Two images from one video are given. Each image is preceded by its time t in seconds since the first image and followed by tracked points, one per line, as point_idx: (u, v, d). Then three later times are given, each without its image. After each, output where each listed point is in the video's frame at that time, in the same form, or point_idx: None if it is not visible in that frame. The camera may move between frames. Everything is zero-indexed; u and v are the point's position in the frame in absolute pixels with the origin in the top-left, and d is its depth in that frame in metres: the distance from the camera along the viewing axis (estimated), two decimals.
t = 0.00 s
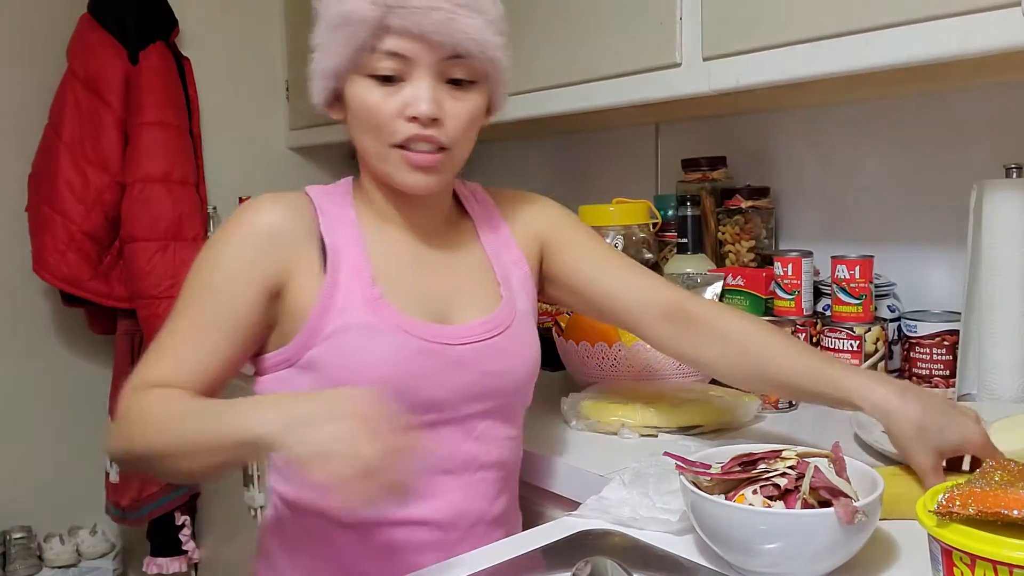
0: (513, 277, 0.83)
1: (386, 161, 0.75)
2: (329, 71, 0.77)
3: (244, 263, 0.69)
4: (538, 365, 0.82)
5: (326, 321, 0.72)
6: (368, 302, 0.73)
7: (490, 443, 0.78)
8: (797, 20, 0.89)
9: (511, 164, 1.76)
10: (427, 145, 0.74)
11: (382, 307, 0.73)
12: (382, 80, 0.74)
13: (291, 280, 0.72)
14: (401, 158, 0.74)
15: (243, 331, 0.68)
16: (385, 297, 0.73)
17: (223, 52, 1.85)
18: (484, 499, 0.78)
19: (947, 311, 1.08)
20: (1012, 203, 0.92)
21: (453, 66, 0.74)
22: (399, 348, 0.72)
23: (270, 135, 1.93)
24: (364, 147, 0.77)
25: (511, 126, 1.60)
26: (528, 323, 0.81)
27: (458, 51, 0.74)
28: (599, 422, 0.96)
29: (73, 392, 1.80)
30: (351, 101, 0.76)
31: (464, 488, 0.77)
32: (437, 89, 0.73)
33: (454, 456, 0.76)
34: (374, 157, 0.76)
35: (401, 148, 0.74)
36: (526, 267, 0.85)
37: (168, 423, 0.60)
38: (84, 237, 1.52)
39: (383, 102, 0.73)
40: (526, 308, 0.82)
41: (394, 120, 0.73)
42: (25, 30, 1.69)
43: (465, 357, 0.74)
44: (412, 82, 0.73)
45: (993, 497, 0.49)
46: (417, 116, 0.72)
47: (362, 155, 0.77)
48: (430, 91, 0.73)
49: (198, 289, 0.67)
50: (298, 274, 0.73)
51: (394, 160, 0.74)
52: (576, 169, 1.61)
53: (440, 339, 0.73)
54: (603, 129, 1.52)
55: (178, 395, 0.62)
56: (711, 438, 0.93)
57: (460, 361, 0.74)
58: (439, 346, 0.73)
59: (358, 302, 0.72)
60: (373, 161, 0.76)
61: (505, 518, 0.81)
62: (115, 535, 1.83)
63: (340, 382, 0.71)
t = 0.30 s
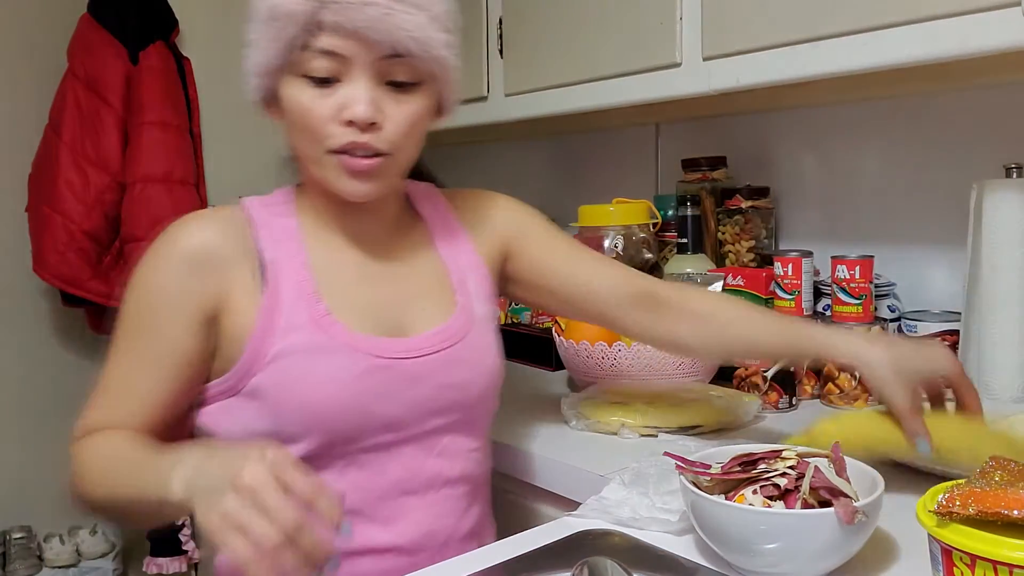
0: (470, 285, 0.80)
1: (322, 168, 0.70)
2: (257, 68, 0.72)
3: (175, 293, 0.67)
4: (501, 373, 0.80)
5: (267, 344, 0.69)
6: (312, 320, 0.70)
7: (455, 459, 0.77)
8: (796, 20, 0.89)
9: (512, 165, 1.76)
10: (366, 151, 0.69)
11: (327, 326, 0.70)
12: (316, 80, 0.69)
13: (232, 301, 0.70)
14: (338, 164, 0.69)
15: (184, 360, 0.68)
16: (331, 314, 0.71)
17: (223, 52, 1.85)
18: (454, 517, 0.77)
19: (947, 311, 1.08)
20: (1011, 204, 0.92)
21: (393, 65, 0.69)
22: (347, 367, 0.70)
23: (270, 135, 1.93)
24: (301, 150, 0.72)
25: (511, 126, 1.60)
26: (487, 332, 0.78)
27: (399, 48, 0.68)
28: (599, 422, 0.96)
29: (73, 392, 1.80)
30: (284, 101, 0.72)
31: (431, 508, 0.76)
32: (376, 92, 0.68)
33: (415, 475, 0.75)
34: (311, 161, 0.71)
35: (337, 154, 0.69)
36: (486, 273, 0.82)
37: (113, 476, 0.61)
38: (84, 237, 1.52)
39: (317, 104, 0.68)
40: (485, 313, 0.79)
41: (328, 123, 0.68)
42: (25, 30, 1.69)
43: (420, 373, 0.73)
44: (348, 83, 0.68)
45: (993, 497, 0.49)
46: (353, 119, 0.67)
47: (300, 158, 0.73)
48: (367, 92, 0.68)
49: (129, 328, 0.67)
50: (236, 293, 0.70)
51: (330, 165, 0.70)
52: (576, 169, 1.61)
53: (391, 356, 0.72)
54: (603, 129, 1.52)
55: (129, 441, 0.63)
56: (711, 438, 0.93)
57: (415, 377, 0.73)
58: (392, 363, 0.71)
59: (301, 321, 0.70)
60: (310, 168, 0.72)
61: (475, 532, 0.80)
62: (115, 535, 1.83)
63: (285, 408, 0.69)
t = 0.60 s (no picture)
0: (404, 281, 0.84)
1: (241, 170, 0.72)
2: (157, 66, 0.72)
3: (79, 317, 0.65)
4: (445, 373, 0.83)
5: (202, 364, 0.68)
6: (247, 334, 0.70)
7: (407, 467, 0.79)
8: (797, 19, 0.89)
9: (512, 163, 1.76)
10: (288, 150, 0.71)
11: (265, 339, 0.71)
12: (228, 77, 0.69)
13: (145, 320, 0.69)
14: (259, 164, 0.71)
15: (93, 385, 0.67)
16: (266, 326, 0.71)
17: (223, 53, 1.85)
18: (412, 526, 0.79)
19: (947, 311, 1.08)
20: (1011, 203, 0.92)
21: (314, 58, 0.71)
22: (291, 380, 0.70)
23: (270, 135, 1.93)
24: (213, 152, 0.72)
25: (511, 125, 1.60)
26: (426, 331, 0.82)
27: (317, 41, 0.70)
28: (599, 422, 0.96)
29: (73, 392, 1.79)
30: (193, 102, 0.72)
31: (388, 521, 0.77)
32: (297, 87, 0.70)
33: (371, 488, 0.76)
34: (225, 164, 0.72)
35: (259, 155, 0.71)
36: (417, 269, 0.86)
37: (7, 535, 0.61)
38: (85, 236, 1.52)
39: (233, 103, 0.69)
40: (422, 313, 0.83)
41: (247, 122, 0.69)
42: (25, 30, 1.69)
43: (365, 381, 0.74)
44: (267, 78, 0.69)
45: (993, 497, 0.49)
46: (275, 118, 0.68)
47: (213, 163, 0.73)
48: (288, 89, 0.69)
49: (31, 359, 0.65)
50: (152, 313, 0.69)
51: (250, 168, 0.71)
52: (575, 169, 1.60)
53: (336, 365, 0.73)
54: (604, 129, 1.52)
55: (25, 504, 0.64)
56: (711, 438, 0.93)
57: (360, 386, 0.74)
58: (335, 374, 0.72)
59: (236, 336, 0.70)
60: (226, 169, 0.72)
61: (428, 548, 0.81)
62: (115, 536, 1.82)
63: (224, 432, 0.68)
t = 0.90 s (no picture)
0: (371, 282, 0.79)
1: (188, 174, 0.67)
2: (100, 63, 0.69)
3: (20, 346, 0.62)
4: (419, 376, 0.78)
5: (146, 378, 0.63)
6: (196, 344, 0.65)
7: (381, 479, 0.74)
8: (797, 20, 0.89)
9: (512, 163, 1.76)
10: (237, 153, 0.67)
11: (216, 349, 0.66)
12: (173, 78, 0.66)
13: (90, 337, 0.64)
14: (206, 168, 0.67)
15: (39, 416, 0.63)
16: (216, 334, 0.66)
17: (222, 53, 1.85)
18: (385, 542, 0.74)
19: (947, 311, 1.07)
20: (1010, 203, 0.92)
21: (263, 55, 0.67)
22: (244, 392, 0.65)
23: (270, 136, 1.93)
24: (161, 155, 0.68)
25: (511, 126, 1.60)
26: (396, 333, 0.77)
27: (267, 39, 0.67)
28: (599, 422, 0.96)
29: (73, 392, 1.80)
30: (138, 102, 0.68)
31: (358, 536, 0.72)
32: (244, 86, 0.66)
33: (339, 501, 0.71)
34: (172, 168, 0.68)
35: (206, 159, 0.66)
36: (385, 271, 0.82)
37: None
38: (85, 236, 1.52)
39: (178, 104, 0.65)
40: (394, 315, 0.78)
41: (192, 123, 0.65)
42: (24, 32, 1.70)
43: (326, 390, 0.69)
44: (214, 77, 0.66)
45: (993, 497, 0.49)
46: (222, 118, 0.64)
47: (162, 164, 0.69)
48: (235, 88, 0.65)
49: None
50: (94, 327, 0.65)
51: (198, 171, 0.67)
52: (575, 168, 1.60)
53: (295, 374, 0.68)
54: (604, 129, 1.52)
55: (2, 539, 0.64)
56: (711, 438, 0.93)
57: (321, 395, 0.69)
58: (293, 383, 0.67)
59: (183, 347, 0.65)
60: (173, 174, 0.68)
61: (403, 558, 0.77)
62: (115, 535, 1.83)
63: (172, 449, 0.63)
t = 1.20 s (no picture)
0: (350, 292, 0.77)
1: (153, 174, 0.67)
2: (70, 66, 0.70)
3: None
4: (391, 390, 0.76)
5: (92, 388, 0.64)
6: (143, 353, 0.66)
7: (349, 498, 0.73)
8: (798, 19, 0.89)
9: (513, 162, 1.76)
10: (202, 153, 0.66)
11: (164, 358, 0.66)
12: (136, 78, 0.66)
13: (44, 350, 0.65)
14: (171, 168, 0.66)
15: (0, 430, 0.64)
16: (165, 344, 0.67)
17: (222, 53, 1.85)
18: (356, 564, 0.72)
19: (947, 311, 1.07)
20: (1010, 203, 0.92)
21: (225, 54, 0.67)
22: (192, 403, 0.66)
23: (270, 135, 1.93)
24: (126, 157, 0.68)
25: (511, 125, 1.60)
26: (369, 346, 0.75)
27: (231, 37, 0.67)
28: (599, 422, 0.96)
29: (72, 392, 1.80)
30: (104, 103, 0.68)
31: (323, 555, 0.70)
32: (208, 85, 0.66)
33: (303, 518, 0.70)
34: (137, 169, 0.67)
35: (168, 160, 0.66)
36: (366, 280, 0.79)
37: None
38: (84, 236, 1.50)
39: (142, 104, 0.65)
40: (368, 326, 0.76)
41: (153, 122, 0.65)
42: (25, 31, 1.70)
43: (282, 404, 0.69)
44: (176, 76, 0.66)
45: (993, 497, 0.48)
46: (185, 117, 0.64)
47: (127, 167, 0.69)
48: (197, 87, 0.65)
49: None
50: (47, 339, 0.65)
51: (163, 171, 0.66)
52: (576, 168, 1.60)
53: (249, 386, 0.67)
54: (604, 129, 1.51)
55: None
56: (711, 438, 0.93)
57: (276, 408, 0.68)
58: (245, 395, 0.67)
59: (130, 356, 0.65)
60: (141, 176, 0.67)
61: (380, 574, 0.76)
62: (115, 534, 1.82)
63: (116, 460, 0.64)
